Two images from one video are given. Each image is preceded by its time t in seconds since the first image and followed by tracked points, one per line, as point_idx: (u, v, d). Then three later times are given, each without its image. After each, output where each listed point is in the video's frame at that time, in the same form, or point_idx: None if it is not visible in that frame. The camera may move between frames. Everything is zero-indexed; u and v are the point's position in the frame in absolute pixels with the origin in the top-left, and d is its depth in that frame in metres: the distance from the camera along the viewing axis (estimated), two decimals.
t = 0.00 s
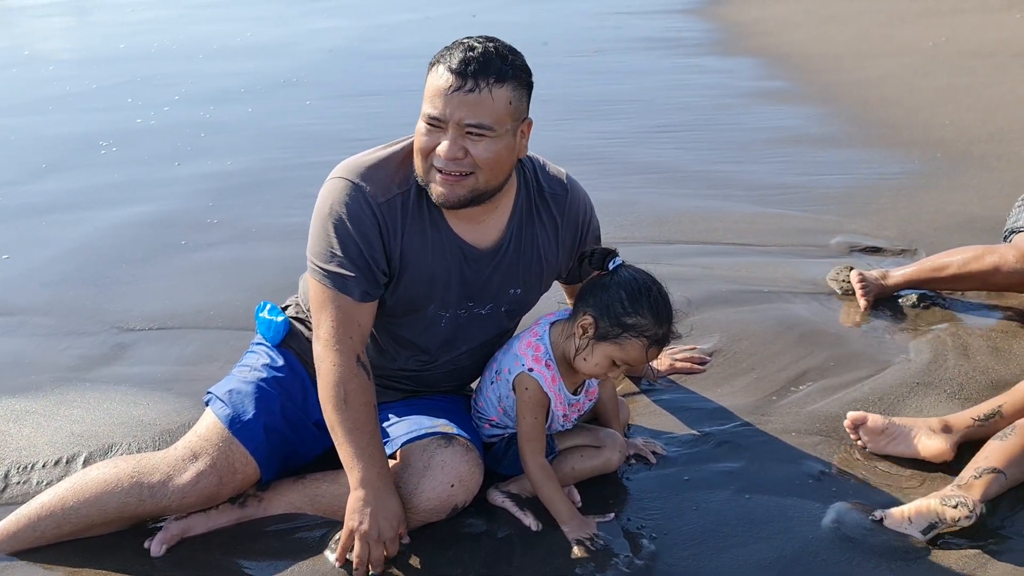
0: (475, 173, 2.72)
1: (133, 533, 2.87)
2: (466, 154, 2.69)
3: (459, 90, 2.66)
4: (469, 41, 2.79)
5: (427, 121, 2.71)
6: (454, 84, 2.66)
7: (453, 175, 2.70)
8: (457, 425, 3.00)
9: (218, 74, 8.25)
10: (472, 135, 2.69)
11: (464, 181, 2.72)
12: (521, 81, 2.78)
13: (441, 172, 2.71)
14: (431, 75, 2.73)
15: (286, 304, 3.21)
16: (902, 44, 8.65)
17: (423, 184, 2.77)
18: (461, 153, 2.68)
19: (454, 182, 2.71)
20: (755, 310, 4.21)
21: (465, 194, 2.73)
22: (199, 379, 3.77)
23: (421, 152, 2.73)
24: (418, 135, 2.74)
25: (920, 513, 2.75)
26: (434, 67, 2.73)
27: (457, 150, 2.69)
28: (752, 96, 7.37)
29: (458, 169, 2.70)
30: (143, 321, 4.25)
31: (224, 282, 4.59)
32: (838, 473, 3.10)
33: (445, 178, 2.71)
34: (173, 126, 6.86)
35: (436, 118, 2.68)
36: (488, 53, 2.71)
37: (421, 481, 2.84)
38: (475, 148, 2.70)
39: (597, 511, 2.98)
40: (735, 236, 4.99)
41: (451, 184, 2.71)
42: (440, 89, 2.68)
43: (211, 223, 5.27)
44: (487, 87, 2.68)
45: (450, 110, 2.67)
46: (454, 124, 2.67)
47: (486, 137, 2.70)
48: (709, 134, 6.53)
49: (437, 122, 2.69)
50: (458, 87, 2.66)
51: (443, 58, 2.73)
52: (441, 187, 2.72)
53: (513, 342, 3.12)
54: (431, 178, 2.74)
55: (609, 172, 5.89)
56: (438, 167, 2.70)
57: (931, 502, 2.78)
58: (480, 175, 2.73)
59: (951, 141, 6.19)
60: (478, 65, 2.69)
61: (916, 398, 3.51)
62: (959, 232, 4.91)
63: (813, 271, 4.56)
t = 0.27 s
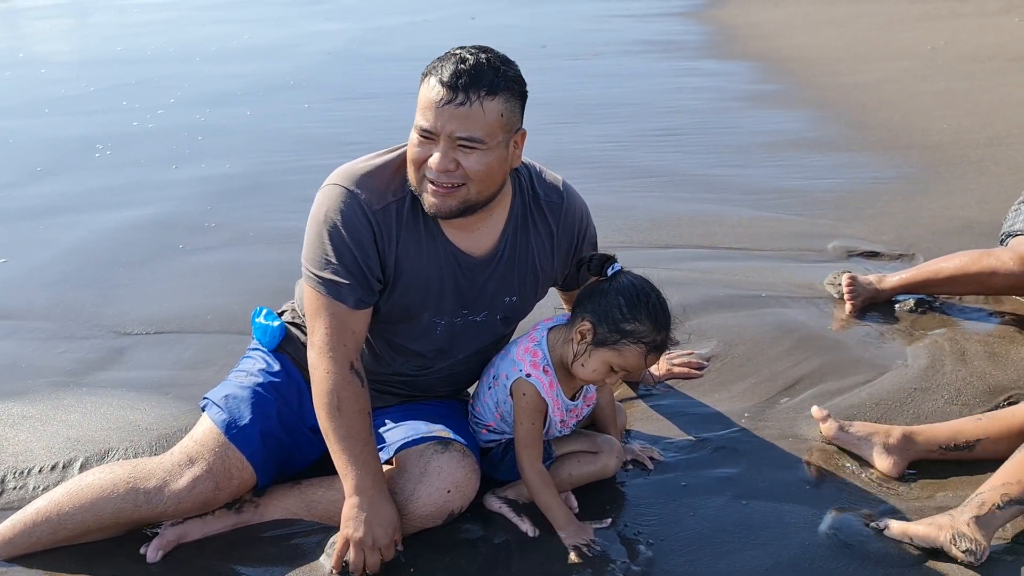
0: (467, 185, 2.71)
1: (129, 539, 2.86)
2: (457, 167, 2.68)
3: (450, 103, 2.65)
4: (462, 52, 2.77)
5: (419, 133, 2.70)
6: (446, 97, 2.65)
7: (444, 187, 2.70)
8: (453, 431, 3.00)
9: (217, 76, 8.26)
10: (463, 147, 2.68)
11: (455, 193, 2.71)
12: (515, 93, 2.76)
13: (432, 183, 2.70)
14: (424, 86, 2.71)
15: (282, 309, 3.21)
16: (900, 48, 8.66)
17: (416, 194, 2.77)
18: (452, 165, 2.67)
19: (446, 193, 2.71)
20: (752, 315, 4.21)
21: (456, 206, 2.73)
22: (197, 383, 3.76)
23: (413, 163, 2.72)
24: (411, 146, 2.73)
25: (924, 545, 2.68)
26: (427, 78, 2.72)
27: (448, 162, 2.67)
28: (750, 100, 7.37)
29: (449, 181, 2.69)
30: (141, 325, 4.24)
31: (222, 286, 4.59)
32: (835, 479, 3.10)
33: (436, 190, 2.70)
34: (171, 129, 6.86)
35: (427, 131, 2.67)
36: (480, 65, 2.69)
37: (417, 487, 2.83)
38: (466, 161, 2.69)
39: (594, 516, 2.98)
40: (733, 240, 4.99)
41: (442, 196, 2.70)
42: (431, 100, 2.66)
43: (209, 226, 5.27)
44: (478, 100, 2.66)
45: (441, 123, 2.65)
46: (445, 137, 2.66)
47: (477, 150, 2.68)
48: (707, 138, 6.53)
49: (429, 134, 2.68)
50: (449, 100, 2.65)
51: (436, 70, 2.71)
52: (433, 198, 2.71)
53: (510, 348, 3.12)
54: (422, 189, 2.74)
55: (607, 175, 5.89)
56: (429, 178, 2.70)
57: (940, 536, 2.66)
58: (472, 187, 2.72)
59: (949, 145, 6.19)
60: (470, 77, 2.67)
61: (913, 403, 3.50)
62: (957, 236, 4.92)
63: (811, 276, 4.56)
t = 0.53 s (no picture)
0: (468, 186, 2.70)
1: (124, 540, 2.86)
2: (458, 167, 2.67)
3: (452, 104, 2.64)
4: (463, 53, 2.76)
5: (419, 133, 2.69)
6: (448, 97, 2.64)
7: (445, 187, 2.68)
8: (450, 432, 2.99)
9: (216, 77, 8.25)
10: (465, 148, 2.67)
11: (456, 193, 2.70)
12: (516, 94, 2.76)
13: (433, 183, 2.69)
14: (425, 86, 2.70)
15: (279, 310, 3.20)
16: (899, 49, 8.66)
17: (416, 194, 2.76)
18: (453, 166, 2.67)
19: (446, 193, 2.69)
20: (749, 316, 4.20)
21: (456, 206, 2.71)
22: (193, 384, 3.76)
23: (414, 163, 2.71)
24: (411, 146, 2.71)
25: (919, 547, 2.70)
26: (427, 78, 2.71)
27: (450, 163, 2.67)
28: (748, 100, 7.37)
29: (450, 181, 2.68)
30: (137, 326, 4.23)
31: (219, 287, 4.58)
32: (832, 480, 3.09)
33: (437, 190, 2.69)
34: (169, 130, 6.85)
35: (428, 131, 2.66)
36: (482, 66, 2.69)
37: (413, 489, 2.83)
38: (468, 162, 2.68)
39: (590, 518, 2.97)
40: (731, 241, 4.99)
41: (443, 196, 2.69)
42: (434, 100, 2.65)
43: (206, 227, 5.26)
44: (480, 101, 2.66)
45: (443, 123, 2.64)
46: (447, 137, 2.65)
47: (478, 150, 2.68)
48: (705, 139, 6.53)
49: (431, 134, 2.67)
50: (451, 100, 2.64)
51: (437, 70, 2.70)
52: (433, 198, 2.70)
53: (507, 348, 3.11)
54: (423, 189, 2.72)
55: (605, 176, 5.89)
56: (430, 178, 2.68)
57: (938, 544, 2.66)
58: (473, 188, 2.71)
59: (947, 146, 6.19)
60: (471, 78, 2.67)
61: (911, 404, 3.50)
62: (955, 237, 4.91)
63: (809, 276, 4.55)
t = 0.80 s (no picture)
0: (474, 206, 2.67)
1: (115, 544, 2.84)
2: (468, 191, 2.62)
3: (462, 133, 2.54)
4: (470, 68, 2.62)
5: (426, 156, 2.59)
6: (459, 125, 2.53)
7: (452, 210, 2.65)
8: (442, 434, 2.97)
9: (212, 77, 8.23)
10: (473, 172, 2.60)
11: (463, 212, 2.67)
12: (521, 110, 2.67)
13: (440, 203, 2.64)
14: (432, 107, 2.57)
15: (271, 311, 3.18)
16: (897, 48, 8.64)
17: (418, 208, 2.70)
18: (463, 190, 2.61)
19: (453, 213, 2.66)
20: (745, 316, 4.19)
21: (462, 220, 2.70)
22: (186, 386, 3.74)
23: (420, 183, 2.63)
24: (416, 166, 2.62)
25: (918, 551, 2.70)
26: (433, 98, 2.58)
27: (459, 187, 2.61)
28: (746, 100, 7.35)
29: (459, 204, 2.63)
30: (131, 328, 4.22)
31: (213, 288, 4.57)
32: (827, 482, 3.07)
33: (444, 210, 2.65)
34: (164, 131, 6.83)
35: (438, 156, 2.57)
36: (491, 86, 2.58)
37: (405, 491, 2.81)
38: (476, 185, 2.62)
39: (583, 521, 2.95)
40: (727, 242, 4.97)
41: (450, 217, 2.66)
42: (443, 128, 2.54)
43: (201, 228, 5.24)
44: (491, 127, 2.57)
45: (453, 151, 2.55)
46: (456, 164, 2.57)
47: (488, 174, 2.62)
48: (702, 139, 6.51)
49: (439, 160, 2.58)
50: (462, 129, 2.53)
51: (445, 91, 2.57)
52: (440, 216, 2.67)
53: (500, 350, 3.10)
54: (428, 206, 2.67)
55: (601, 176, 5.87)
56: (437, 201, 2.63)
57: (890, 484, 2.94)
58: (480, 206, 2.68)
59: (945, 145, 6.17)
60: (481, 103, 2.56)
61: (907, 405, 3.48)
62: (951, 237, 4.89)
63: (805, 277, 4.54)
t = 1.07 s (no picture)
0: (474, 212, 2.65)
1: (113, 544, 2.83)
2: (467, 200, 2.59)
3: (459, 145, 2.50)
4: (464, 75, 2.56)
5: (424, 167, 2.55)
6: (456, 137, 2.49)
7: (453, 217, 2.63)
8: (442, 434, 2.96)
9: (210, 76, 8.21)
10: (472, 181, 2.57)
11: (463, 219, 2.65)
12: (517, 115, 2.62)
13: (439, 211, 2.62)
14: (426, 119, 2.52)
15: (269, 310, 3.17)
16: (896, 46, 8.64)
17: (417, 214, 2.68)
18: (462, 199, 2.58)
19: (453, 220, 2.64)
20: (745, 315, 4.18)
21: (462, 225, 2.68)
22: (185, 385, 3.73)
23: (418, 193, 2.60)
24: (414, 176, 2.59)
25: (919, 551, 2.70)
26: (428, 109, 2.52)
27: (459, 197, 2.58)
28: (744, 99, 7.34)
29: (459, 212, 2.61)
30: (129, 327, 4.20)
31: (211, 287, 4.56)
32: (827, 481, 3.06)
33: (444, 217, 2.63)
34: (163, 129, 6.82)
35: (435, 168, 2.53)
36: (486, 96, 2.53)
37: (404, 490, 2.80)
38: (475, 194, 2.60)
39: (583, 520, 2.94)
40: (727, 240, 4.96)
41: (451, 223, 2.65)
42: (439, 141, 2.50)
43: (199, 227, 5.23)
44: (489, 137, 2.52)
45: (451, 163, 2.52)
46: (455, 174, 2.54)
47: (487, 182, 2.59)
48: (701, 137, 6.50)
49: (437, 172, 2.54)
50: (459, 142, 2.49)
51: (439, 102, 2.51)
52: (440, 223, 2.65)
53: (500, 348, 3.09)
54: (428, 213, 2.65)
55: (600, 174, 5.86)
56: (437, 209, 2.61)
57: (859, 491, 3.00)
58: (479, 213, 2.66)
59: (944, 143, 6.16)
60: (477, 113, 2.51)
61: (907, 403, 3.47)
62: (951, 235, 4.89)
63: (805, 275, 4.53)
